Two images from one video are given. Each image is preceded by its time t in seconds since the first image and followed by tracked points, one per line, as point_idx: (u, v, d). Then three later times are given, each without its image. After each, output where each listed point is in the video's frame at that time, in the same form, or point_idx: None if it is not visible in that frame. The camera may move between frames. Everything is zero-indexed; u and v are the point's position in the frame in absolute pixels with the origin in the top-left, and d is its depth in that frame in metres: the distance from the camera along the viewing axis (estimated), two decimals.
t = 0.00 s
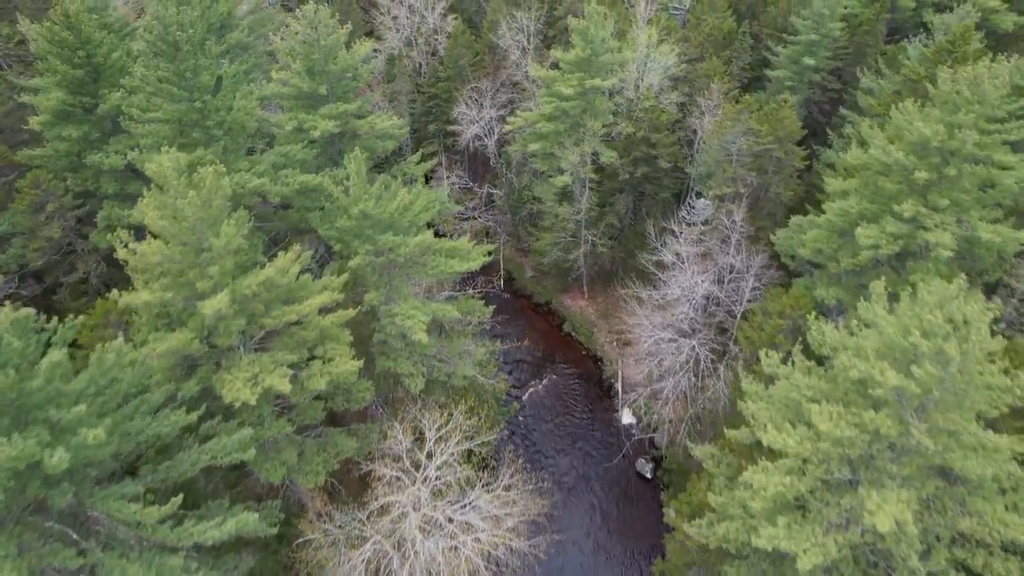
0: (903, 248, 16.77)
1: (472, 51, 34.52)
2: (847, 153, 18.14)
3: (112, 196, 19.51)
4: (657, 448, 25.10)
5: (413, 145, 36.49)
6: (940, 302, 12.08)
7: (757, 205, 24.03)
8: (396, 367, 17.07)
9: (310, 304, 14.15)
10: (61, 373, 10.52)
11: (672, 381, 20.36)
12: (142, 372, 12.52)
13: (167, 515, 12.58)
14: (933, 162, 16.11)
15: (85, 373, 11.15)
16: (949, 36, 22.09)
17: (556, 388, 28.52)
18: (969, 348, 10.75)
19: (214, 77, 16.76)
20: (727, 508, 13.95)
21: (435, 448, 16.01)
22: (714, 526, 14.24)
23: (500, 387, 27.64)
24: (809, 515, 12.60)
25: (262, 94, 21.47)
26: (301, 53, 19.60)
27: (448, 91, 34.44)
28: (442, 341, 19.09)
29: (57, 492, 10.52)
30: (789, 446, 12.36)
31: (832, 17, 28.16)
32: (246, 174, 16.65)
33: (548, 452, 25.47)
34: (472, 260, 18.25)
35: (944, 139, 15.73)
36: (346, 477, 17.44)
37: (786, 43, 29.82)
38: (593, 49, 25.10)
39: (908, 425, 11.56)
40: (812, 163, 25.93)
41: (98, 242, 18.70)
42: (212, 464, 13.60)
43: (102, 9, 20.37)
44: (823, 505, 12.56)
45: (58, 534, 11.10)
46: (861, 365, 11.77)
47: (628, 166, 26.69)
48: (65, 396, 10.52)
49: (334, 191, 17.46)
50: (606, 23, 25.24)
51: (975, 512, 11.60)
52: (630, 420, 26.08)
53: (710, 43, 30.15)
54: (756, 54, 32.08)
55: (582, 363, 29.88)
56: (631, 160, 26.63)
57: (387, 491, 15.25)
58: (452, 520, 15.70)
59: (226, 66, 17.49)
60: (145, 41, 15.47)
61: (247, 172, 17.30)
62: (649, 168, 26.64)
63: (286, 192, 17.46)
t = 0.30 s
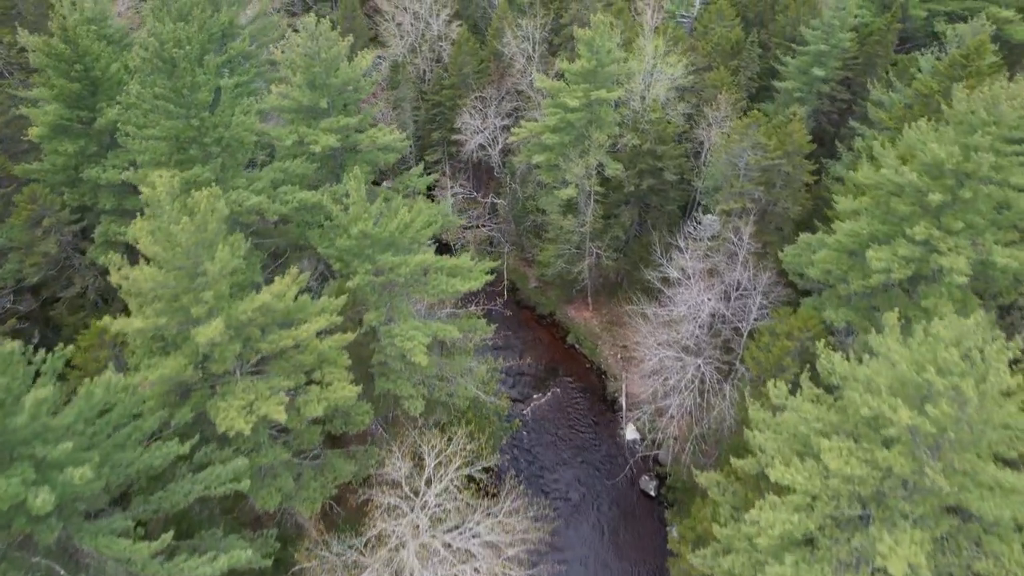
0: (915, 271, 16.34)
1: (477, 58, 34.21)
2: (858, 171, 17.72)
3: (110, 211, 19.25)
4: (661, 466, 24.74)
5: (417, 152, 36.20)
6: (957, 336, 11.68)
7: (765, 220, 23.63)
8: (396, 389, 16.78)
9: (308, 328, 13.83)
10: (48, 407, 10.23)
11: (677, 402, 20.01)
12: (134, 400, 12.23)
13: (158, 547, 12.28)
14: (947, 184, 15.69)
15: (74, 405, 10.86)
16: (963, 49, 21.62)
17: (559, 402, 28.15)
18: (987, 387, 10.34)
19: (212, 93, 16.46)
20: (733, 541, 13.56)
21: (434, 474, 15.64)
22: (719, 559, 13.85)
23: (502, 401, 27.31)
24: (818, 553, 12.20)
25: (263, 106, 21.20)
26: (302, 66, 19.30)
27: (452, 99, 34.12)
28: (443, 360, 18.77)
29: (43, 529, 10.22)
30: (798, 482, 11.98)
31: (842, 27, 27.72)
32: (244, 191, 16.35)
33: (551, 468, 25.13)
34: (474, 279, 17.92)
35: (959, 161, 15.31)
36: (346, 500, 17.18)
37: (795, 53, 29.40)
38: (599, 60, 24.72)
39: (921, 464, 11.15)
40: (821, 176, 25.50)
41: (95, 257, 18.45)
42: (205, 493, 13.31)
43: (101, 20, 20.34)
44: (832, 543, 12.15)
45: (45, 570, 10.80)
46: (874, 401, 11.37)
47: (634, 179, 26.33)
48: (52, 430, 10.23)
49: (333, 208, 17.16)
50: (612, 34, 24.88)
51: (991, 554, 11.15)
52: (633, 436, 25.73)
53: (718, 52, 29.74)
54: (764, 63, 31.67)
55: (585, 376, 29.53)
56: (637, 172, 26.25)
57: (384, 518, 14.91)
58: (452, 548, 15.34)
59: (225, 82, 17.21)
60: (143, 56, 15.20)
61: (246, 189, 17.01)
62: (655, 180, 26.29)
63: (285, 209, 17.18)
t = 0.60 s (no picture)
0: (928, 296, 15.91)
1: (481, 66, 33.86)
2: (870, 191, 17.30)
3: (107, 226, 18.97)
4: (665, 483, 24.36)
5: (421, 160, 35.92)
6: (973, 372, 11.26)
7: (772, 235, 23.24)
8: (396, 411, 16.47)
9: (305, 354, 13.53)
10: (33, 443, 9.93)
11: (682, 422, 19.66)
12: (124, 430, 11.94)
13: None
14: (962, 208, 15.26)
15: (61, 440, 10.56)
16: (978, 64, 21.13)
17: (562, 416, 27.80)
18: (1006, 430, 9.92)
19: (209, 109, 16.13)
20: None
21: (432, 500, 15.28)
22: None
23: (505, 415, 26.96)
24: None
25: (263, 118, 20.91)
26: (302, 80, 18.98)
27: (456, 107, 33.82)
28: (445, 380, 18.45)
29: (26, 570, 9.91)
30: (807, 521, 11.59)
31: (853, 38, 27.25)
32: (242, 210, 16.05)
33: (553, 485, 24.77)
34: (476, 298, 17.58)
35: (975, 184, 14.87)
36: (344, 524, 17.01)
37: (804, 63, 28.96)
38: (605, 72, 24.30)
39: (936, 506, 10.74)
40: (830, 190, 25.06)
41: (92, 273, 18.15)
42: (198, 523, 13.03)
43: (100, 31, 20.16)
44: None
45: None
46: (887, 440, 10.98)
47: (639, 192, 25.97)
48: (37, 468, 9.93)
49: (333, 226, 16.85)
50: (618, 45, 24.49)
51: None
52: (637, 452, 25.38)
53: (726, 61, 29.31)
54: (772, 72, 31.24)
55: (589, 389, 29.18)
56: (642, 184, 25.89)
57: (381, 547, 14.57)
58: None
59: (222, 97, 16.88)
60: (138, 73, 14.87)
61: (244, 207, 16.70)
62: (661, 193, 25.92)
63: (284, 227, 16.89)
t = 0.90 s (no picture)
0: (944, 321, 15.44)
1: (488, 73, 33.54)
2: (885, 211, 16.83)
3: (106, 239, 18.69)
4: (670, 501, 23.93)
5: (426, 167, 35.62)
6: (995, 410, 10.79)
7: (782, 251, 22.80)
8: (396, 433, 16.12)
9: (302, 379, 13.19)
10: (17, 479, 9.58)
11: (689, 443, 19.26)
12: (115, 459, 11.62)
13: None
14: (982, 232, 14.79)
15: (47, 473, 10.23)
16: (996, 78, 20.62)
17: (567, 430, 27.42)
18: None
19: (208, 123, 15.81)
20: None
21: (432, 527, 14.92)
22: None
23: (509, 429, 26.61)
24: None
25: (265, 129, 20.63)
26: (305, 92, 18.69)
27: (462, 114, 33.50)
28: (447, 399, 18.12)
29: None
30: (820, 562, 11.14)
31: (866, 48, 26.76)
32: (241, 226, 15.73)
33: (557, 501, 24.37)
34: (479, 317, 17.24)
35: (995, 208, 14.40)
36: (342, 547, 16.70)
37: (816, 73, 28.46)
38: (613, 82, 23.89)
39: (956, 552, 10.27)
40: (842, 204, 24.59)
41: (90, 288, 17.89)
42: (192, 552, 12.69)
43: (101, 40, 20.33)
44: None
45: None
46: (905, 481, 10.52)
47: (647, 204, 25.55)
48: (21, 504, 9.59)
49: (333, 243, 16.53)
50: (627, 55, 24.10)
51: None
52: (642, 468, 24.97)
53: (735, 71, 28.85)
54: (783, 82, 30.79)
55: (594, 403, 28.78)
56: (650, 197, 25.51)
57: None
58: None
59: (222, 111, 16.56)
60: (136, 88, 14.56)
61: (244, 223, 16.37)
62: (669, 206, 25.50)
63: (284, 243, 16.56)
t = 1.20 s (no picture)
0: (967, 349, 14.89)
1: (500, 80, 33.16)
2: (905, 233, 16.29)
3: (109, 250, 18.45)
4: (678, 520, 23.44)
5: (436, 174, 35.30)
6: None
7: (797, 268, 22.27)
8: (399, 454, 15.77)
9: (302, 403, 12.86)
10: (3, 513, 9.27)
11: (698, 465, 18.79)
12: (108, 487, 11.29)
13: None
14: (1008, 258, 14.22)
15: (35, 505, 9.90)
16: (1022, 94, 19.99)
17: (574, 445, 27.00)
18: None
19: (212, 136, 15.50)
20: None
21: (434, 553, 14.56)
22: None
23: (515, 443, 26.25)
24: None
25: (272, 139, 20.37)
26: (313, 103, 18.40)
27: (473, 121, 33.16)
28: (451, 418, 17.78)
29: None
30: None
31: (886, 59, 26.15)
32: (244, 241, 15.44)
33: (563, 518, 23.95)
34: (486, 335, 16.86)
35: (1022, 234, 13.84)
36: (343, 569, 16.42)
37: (833, 84, 27.91)
38: (626, 93, 23.44)
39: None
40: (859, 220, 24.00)
41: (92, 300, 17.66)
42: None
43: (108, 47, 20.24)
44: None
45: None
46: (926, 527, 10.02)
47: (659, 217, 25.12)
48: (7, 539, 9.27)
49: (338, 259, 16.22)
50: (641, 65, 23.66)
51: None
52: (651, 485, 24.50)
53: (751, 81, 28.31)
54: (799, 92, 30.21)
55: (603, 417, 28.35)
56: (662, 209, 25.07)
57: None
58: None
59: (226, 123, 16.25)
60: (136, 101, 14.25)
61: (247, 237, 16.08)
62: (681, 219, 25.04)
63: (288, 259, 16.28)
